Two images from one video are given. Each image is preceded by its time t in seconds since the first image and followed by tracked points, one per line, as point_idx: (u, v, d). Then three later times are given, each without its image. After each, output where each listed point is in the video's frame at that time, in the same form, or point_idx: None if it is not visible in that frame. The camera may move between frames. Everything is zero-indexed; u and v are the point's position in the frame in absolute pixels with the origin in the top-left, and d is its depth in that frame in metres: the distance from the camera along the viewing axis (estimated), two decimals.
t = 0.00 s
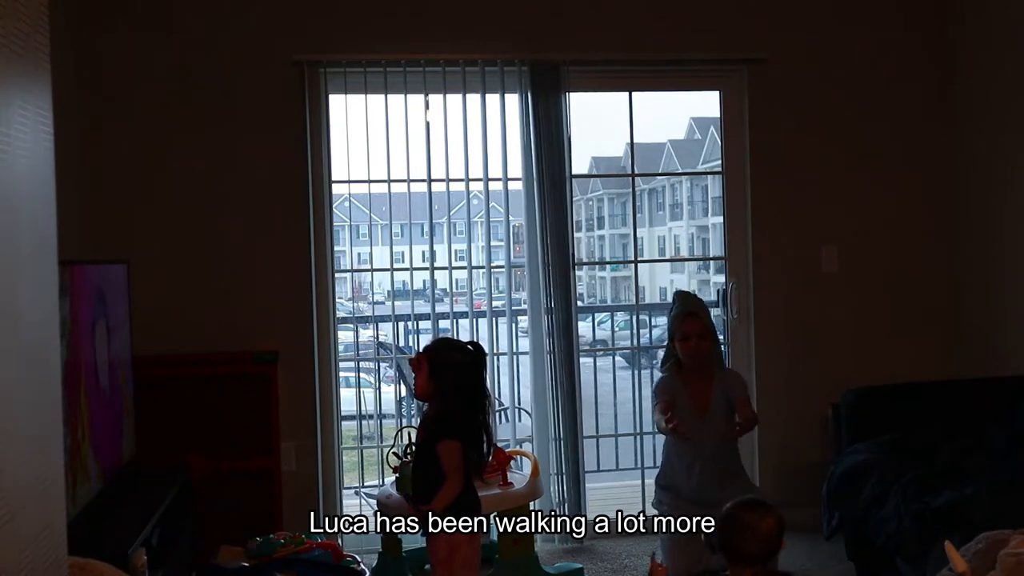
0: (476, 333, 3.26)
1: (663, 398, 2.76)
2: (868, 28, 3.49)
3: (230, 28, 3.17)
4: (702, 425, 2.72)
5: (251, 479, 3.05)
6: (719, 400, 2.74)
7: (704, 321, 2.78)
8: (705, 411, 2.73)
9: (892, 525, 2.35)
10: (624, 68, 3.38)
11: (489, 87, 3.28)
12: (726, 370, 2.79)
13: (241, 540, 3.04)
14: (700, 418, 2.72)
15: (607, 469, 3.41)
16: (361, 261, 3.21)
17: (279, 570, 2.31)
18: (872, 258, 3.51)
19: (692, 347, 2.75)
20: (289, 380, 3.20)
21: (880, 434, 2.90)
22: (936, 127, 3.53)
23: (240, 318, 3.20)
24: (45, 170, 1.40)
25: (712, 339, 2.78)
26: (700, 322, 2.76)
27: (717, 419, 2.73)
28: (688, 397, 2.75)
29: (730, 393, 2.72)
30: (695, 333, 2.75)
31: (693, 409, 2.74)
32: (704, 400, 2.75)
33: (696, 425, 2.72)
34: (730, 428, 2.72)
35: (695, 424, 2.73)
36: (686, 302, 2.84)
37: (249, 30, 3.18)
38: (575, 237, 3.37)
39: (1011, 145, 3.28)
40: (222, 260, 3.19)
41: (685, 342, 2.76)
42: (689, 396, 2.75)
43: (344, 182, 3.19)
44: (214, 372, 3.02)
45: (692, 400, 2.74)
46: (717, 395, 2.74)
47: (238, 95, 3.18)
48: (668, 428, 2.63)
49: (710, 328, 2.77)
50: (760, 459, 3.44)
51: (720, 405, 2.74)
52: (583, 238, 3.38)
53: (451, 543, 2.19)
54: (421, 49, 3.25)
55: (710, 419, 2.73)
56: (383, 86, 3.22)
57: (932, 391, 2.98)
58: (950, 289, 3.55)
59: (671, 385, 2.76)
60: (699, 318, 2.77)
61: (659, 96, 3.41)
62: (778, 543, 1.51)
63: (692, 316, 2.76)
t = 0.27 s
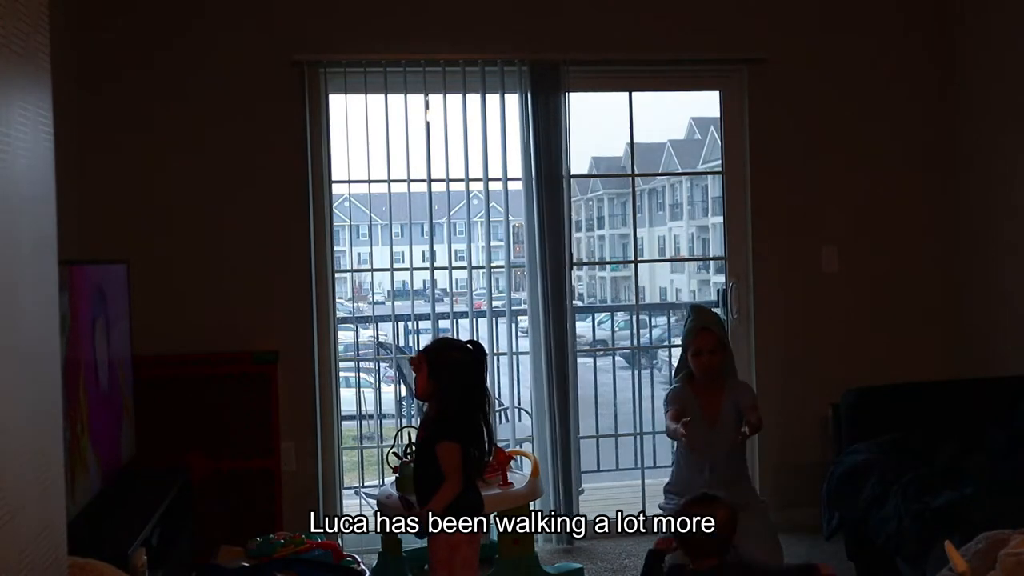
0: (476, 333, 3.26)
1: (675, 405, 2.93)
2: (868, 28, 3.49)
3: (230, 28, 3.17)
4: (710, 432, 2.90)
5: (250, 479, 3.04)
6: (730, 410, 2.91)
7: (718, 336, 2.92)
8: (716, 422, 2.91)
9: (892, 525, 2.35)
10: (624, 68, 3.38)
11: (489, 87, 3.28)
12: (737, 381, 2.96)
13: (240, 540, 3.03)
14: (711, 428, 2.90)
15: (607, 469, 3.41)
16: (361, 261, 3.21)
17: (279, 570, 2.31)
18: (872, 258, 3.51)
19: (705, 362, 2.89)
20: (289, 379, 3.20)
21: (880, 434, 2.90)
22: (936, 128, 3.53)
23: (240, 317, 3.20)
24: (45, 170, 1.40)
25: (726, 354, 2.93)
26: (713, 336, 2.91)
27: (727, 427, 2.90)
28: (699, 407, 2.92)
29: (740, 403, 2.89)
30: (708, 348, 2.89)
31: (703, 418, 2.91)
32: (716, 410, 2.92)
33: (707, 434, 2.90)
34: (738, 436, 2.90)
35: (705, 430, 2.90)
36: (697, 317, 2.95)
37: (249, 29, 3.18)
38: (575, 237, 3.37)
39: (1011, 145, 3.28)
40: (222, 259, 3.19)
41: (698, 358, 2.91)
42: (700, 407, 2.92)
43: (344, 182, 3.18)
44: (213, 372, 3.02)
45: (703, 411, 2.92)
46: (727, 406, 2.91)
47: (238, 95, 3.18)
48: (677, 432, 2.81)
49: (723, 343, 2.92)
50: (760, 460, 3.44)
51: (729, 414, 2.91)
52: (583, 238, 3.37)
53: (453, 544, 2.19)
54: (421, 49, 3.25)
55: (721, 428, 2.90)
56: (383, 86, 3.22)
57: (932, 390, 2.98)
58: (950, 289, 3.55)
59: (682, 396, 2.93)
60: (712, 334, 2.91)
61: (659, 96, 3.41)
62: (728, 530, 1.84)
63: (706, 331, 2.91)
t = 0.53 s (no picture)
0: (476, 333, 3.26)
1: (673, 403, 2.92)
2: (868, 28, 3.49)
3: (230, 28, 3.17)
4: (708, 427, 2.90)
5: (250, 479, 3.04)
6: (727, 406, 2.91)
7: (714, 335, 2.93)
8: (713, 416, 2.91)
9: (892, 525, 2.35)
10: (624, 68, 3.38)
11: (489, 87, 3.28)
12: (734, 379, 2.97)
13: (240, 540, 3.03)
14: (708, 423, 2.90)
15: (607, 469, 3.41)
16: (360, 261, 3.21)
17: (279, 570, 2.31)
18: (872, 258, 3.50)
19: (703, 359, 2.90)
20: (289, 380, 3.20)
21: (880, 434, 2.90)
22: (936, 128, 3.53)
23: (240, 317, 3.20)
24: (45, 170, 1.40)
25: (722, 351, 2.94)
26: (710, 336, 2.92)
27: (725, 421, 2.90)
28: (698, 403, 2.92)
29: (737, 398, 2.90)
30: (705, 346, 2.90)
31: (701, 414, 2.91)
32: (713, 406, 2.92)
33: (705, 430, 2.90)
34: (736, 432, 2.91)
35: (703, 426, 2.90)
36: (693, 316, 2.97)
37: (248, 29, 3.18)
38: (575, 237, 3.37)
39: (1011, 145, 3.28)
40: (222, 259, 3.19)
41: (696, 356, 2.91)
42: (698, 403, 2.92)
43: (344, 182, 3.18)
44: (213, 372, 3.02)
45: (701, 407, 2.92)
46: (726, 400, 2.91)
47: (238, 95, 3.18)
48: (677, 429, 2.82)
49: (720, 341, 2.93)
50: (760, 460, 3.44)
51: (727, 409, 2.91)
52: (583, 238, 3.37)
53: (455, 545, 2.19)
54: (421, 49, 3.25)
55: (719, 422, 2.90)
56: (383, 86, 3.22)
57: (932, 390, 2.97)
58: (950, 289, 3.55)
59: (680, 393, 2.93)
60: (708, 332, 2.93)
61: (659, 95, 3.41)
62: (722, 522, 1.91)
63: (702, 330, 2.92)
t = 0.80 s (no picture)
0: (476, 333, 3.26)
1: (669, 403, 2.92)
2: (869, 28, 3.49)
3: (230, 28, 3.17)
4: (705, 426, 2.90)
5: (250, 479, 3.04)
6: (723, 406, 2.91)
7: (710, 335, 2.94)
8: (709, 416, 2.91)
9: (892, 525, 2.35)
10: (624, 68, 3.38)
11: (490, 87, 3.28)
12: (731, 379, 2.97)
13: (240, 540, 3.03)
14: (704, 422, 2.90)
15: (607, 469, 3.41)
16: (360, 261, 3.21)
17: (279, 570, 2.31)
18: (872, 258, 3.50)
19: (700, 358, 2.90)
20: (289, 379, 3.20)
21: (880, 434, 2.90)
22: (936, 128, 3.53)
23: (240, 317, 3.20)
24: (45, 170, 1.40)
25: (718, 352, 2.94)
26: (706, 336, 2.92)
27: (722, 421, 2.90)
28: (693, 402, 2.92)
29: (733, 398, 2.90)
30: (702, 346, 2.91)
31: (696, 412, 2.91)
32: (709, 405, 2.92)
33: (701, 429, 2.90)
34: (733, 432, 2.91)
35: (699, 425, 2.90)
36: (690, 316, 2.97)
37: (248, 29, 3.18)
38: (575, 237, 3.37)
39: (1011, 145, 3.28)
40: (222, 259, 3.19)
41: (693, 356, 2.91)
42: (693, 403, 2.92)
43: (344, 182, 3.18)
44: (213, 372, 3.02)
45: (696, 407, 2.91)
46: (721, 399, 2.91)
47: (238, 95, 3.18)
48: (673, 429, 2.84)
49: (716, 341, 2.94)
50: (760, 460, 3.44)
51: (723, 407, 2.91)
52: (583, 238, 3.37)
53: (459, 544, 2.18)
54: (421, 49, 3.25)
55: (715, 421, 2.90)
56: (383, 86, 3.22)
57: (932, 390, 2.97)
58: (950, 289, 3.55)
59: (675, 393, 2.93)
60: (705, 332, 2.93)
61: (659, 95, 3.41)
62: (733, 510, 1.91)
63: (699, 330, 2.93)
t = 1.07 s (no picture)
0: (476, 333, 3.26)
1: (668, 403, 2.91)
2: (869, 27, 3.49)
3: (230, 28, 3.17)
4: (705, 426, 2.90)
5: (250, 479, 3.04)
6: (723, 406, 2.91)
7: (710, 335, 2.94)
8: (709, 416, 2.91)
9: (892, 525, 2.35)
10: (624, 68, 3.38)
11: (489, 87, 3.28)
12: (731, 380, 2.97)
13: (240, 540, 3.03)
14: (704, 422, 2.90)
15: (607, 469, 3.41)
16: (361, 261, 3.21)
17: (279, 570, 2.31)
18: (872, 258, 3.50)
19: (700, 358, 2.90)
20: (289, 379, 3.20)
21: (880, 434, 2.90)
22: (936, 128, 3.53)
23: (240, 317, 3.20)
24: (45, 170, 1.40)
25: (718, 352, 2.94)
26: (706, 336, 2.92)
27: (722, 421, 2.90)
28: (693, 402, 2.92)
29: (733, 398, 2.91)
30: (702, 346, 2.91)
31: (696, 412, 2.91)
32: (709, 405, 2.92)
33: (701, 428, 2.90)
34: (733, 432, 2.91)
35: (698, 424, 2.90)
36: (691, 315, 2.96)
37: (248, 29, 3.18)
38: (575, 237, 3.37)
39: (1011, 145, 3.28)
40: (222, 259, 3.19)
41: (693, 356, 2.91)
42: (693, 402, 2.92)
43: (344, 182, 3.19)
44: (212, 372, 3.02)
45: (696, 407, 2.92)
46: (721, 399, 2.92)
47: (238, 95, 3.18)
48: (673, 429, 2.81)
49: (716, 341, 2.94)
50: (760, 460, 3.44)
51: (722, 408, 2.91)
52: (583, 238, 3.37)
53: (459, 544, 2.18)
54: (421, 49, 3.25)
55: (714, 421, 2.90)
56: (383, 86, 3.22)
57: (933, 390, 2.97)
58: (950, 289, 3.55)
59: (675, 393, 2.92)
60: (705, 332, 2.93)
61: (659, 95, 3.41)
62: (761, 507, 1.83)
63: (699, 330, 2.92)
